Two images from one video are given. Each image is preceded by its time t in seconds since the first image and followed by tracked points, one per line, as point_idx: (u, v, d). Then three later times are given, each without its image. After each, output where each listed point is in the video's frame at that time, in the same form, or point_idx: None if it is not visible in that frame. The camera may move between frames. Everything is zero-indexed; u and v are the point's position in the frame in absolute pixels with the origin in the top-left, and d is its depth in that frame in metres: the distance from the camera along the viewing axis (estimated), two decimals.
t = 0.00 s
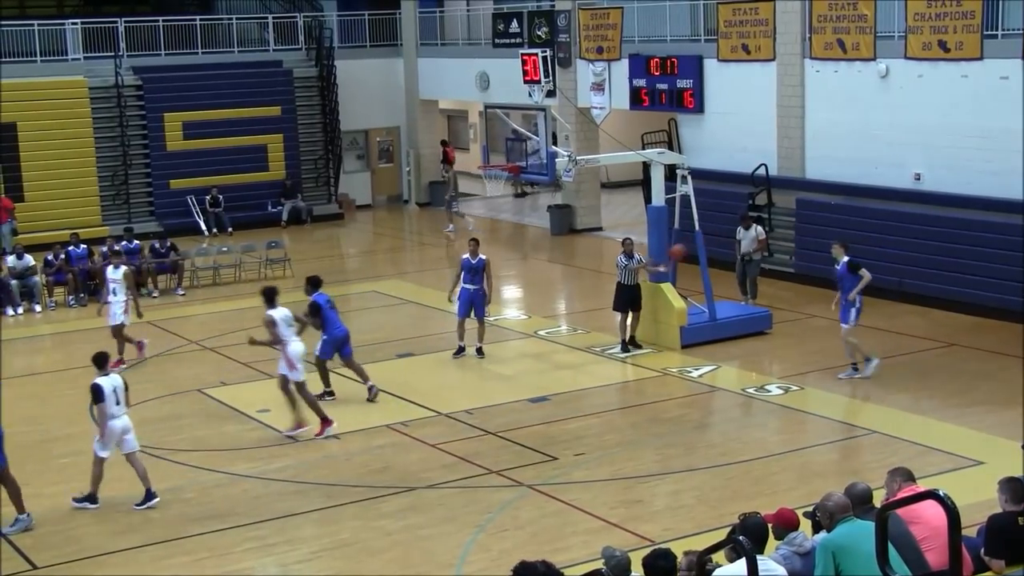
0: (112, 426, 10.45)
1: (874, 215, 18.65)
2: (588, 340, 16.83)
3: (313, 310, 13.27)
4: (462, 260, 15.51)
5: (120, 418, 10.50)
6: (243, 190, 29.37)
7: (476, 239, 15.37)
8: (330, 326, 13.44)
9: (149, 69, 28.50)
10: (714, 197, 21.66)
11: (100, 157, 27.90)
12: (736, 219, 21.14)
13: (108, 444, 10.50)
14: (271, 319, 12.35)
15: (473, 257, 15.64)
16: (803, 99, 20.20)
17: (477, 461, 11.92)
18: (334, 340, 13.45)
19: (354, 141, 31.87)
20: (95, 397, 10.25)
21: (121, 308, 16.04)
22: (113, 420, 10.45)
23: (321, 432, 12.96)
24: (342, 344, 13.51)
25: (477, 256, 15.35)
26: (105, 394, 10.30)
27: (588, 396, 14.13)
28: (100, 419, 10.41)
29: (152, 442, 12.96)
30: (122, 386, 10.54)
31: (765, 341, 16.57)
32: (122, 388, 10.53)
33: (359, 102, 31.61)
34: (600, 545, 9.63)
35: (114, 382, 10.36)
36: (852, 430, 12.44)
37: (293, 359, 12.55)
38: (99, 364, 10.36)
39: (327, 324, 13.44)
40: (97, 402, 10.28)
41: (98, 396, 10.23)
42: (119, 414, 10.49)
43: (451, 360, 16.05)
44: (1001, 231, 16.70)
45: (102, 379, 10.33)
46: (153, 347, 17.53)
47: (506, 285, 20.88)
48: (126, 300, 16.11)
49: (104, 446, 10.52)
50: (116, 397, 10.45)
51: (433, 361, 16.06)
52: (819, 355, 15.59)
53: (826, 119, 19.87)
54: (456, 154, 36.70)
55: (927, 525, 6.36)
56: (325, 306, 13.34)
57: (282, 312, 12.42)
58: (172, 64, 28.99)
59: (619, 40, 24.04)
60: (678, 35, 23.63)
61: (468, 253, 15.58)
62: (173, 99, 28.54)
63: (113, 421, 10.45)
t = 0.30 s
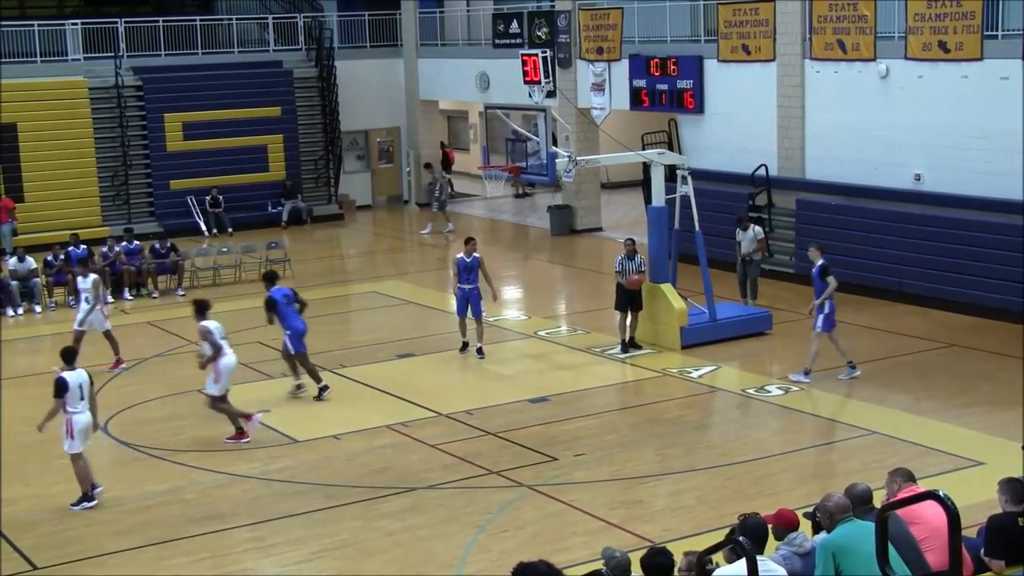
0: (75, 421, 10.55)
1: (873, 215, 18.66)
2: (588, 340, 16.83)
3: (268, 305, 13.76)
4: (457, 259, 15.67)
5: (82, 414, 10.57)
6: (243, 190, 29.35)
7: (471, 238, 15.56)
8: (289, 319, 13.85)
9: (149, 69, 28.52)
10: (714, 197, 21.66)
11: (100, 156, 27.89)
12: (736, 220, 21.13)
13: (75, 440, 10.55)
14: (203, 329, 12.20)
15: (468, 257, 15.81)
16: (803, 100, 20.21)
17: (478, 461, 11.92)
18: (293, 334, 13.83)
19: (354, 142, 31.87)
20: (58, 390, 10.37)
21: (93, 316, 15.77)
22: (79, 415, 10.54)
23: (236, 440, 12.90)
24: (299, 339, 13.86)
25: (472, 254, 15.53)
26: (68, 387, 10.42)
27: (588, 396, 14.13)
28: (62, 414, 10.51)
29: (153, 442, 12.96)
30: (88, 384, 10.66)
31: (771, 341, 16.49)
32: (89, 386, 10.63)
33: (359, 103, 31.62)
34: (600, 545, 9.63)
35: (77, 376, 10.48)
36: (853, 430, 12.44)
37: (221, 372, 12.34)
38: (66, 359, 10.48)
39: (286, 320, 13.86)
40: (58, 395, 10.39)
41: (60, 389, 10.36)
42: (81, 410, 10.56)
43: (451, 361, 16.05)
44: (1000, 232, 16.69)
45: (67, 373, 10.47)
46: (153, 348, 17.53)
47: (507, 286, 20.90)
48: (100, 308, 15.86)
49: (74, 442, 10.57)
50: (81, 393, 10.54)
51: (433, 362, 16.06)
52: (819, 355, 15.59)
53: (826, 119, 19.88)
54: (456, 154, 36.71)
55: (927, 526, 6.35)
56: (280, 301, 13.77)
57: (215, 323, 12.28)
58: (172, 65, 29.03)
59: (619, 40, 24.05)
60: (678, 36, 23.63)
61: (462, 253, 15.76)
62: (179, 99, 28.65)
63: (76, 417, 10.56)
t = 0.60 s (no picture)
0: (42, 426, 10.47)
1: (873, 216, 18.71)
2: (588, 341, 16.83)
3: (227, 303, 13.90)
4: (451, 258, 15.83)
5: (48, 418, 10.52)
6: (243, 191, 29.36)
7: (464, 237, 15.65)
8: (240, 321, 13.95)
9: (148, 70, 28.49)
10: (713, 198, 21.66)
11: (100, 157, 27.83)
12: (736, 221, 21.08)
13: (45, 444, 10.56)
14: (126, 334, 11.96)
15: (461, 254, 15.96)
16: (803, 101, 20.22)
17: (477, 462, 11.92)
18: (247, 339, 14.12)
19: (354, 142, 31.89)
20: (23, 393, 10.29)
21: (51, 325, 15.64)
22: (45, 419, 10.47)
23: (132, 446, 12.75)
24: (253, 343, 14.14)
25: (468, 253, 15.65)
26: (34, 392, 10.32)
27: (587, 397, 14.13)
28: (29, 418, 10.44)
29: (151, 443, 12.94)
30: (57, 387, 10.55)
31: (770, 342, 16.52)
32: (56, 388, 10.54)
33: (359, 103, 31.64)
34: (600, 546, 9.62)
35: (43, 380, 10.37)
36: (852, 430, 12.44)
37: (145, 372, 12.20)
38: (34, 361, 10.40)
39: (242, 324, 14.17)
40: (24, 399, 10.31)
41: (26, 394, 10.27)
42: (49, 413, 10.50)
43: (450, 361, 16.06)
44: (1000, 232, 16.69)
45: (35, 376, 10.39)
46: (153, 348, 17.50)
47: (506, 286, 20.89)
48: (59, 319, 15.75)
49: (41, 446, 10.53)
50: (48, 397, 10.45)
51: (432, 362, 16.06)
52: (818, 355, 15.59)
53: (828, 120, 19.89)
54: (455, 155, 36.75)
55: (927, 527, 6.36)
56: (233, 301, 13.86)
57: (136, 325, 12.01)
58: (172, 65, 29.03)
59: (619, 41, 24.05)
60: (679, 36, 23.62)
61: (456, 251, 15.88)
62: (188, 99, 28.68)
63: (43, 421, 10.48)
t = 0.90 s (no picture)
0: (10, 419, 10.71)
1: (872, 217, 18.69)
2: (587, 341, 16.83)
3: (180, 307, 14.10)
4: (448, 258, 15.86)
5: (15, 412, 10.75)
6: (243, 192, 29.36)
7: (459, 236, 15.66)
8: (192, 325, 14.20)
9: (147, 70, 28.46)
10: (711, 200, 21.65)
11: (100, 157, 27.78)
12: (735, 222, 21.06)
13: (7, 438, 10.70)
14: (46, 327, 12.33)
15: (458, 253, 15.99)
16: (802, 102, 20.21)
17: (477, 462, 11.93)
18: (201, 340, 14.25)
19: (353, 143, 31.88)
20: None
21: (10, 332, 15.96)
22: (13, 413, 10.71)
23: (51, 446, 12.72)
24: (207, 344, 14.28)
25: (465, 253, 15.68)
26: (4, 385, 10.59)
27: (587, 397, 14.13)
28: None
29: (151, 443, 12.93)
30: (22, 382, 10.83)
31: (770, 340, 16.50)
32: (22, 384, 10.81)
33: (358, 104, 31.63)
34: (599, 546, 9.63)
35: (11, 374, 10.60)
36: (851, 431, 12.44)
37: (71, 370, 12.32)
38: None
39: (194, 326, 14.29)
40: None
41: None
42: (18, 408, 10.76)
43: (449, 362, 16.05)
44: (1001, 232, 16.69)
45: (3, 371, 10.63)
46: (152, 349, 17.47)
47: (505, 287, 20.88)
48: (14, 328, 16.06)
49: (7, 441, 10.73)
50: (16, 391, 10.72)
51: (430, 363, 16.05)
52: (818, 356, 15.58)
53: (826, 121, 19.89)
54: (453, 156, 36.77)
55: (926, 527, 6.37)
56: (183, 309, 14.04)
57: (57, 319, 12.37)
58: (172, 65, 29.00)
59: (618, 41, 24.03)
60: (677, 37, 23.58)
61: (452, 251, 15.89)
62: (200, 99, 28.78)
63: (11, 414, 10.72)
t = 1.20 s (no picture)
0: None
1: (871, 217, 18.67)
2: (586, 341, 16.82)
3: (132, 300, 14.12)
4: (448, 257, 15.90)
5: None
6: (243, 192, 29.35)
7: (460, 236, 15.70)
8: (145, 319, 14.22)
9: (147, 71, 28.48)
10: (710, 201, 21.64)
11: (99, 157, 27.76)
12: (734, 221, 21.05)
13: None
14: None
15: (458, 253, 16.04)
16: (801, 103, 20.22)
17: (475, 463, 11.92)
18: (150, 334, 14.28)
19: (352, 143, 31.83)
20: None
21: None
22: None
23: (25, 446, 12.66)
24: (156, 338, 14.29)
25: (465, 252, 15.73)
26: None
27: (586, 398, 14.12)
28: None
29: (150, 444, 12.91)
30: None
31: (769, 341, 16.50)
32: None
33: (357, 105, 31.62)
34: (598, 546, 9.62)
35: None
36: (850, 431, 12.44)
37: None
38: None
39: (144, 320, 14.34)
40: None
41: None
42: None
43: (448, 362, 16.03)
44: (1000, 232, 16.67)
45: None
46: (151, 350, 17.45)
47: (505, 288, 20.86)
48: None
49: None
50: None
51: (429, 363, 16.03)
52: (817, 356, 15.58)
53: (825, 120, 19.89)
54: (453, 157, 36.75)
55: (925, 527, 6.37)
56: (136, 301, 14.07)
57: None
58: (171, 66, 29.02)
59: (617, 42, 24.01)
60: (676, 37, 23.55)
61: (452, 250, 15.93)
62: (206, 99, 28.84)
63: None
